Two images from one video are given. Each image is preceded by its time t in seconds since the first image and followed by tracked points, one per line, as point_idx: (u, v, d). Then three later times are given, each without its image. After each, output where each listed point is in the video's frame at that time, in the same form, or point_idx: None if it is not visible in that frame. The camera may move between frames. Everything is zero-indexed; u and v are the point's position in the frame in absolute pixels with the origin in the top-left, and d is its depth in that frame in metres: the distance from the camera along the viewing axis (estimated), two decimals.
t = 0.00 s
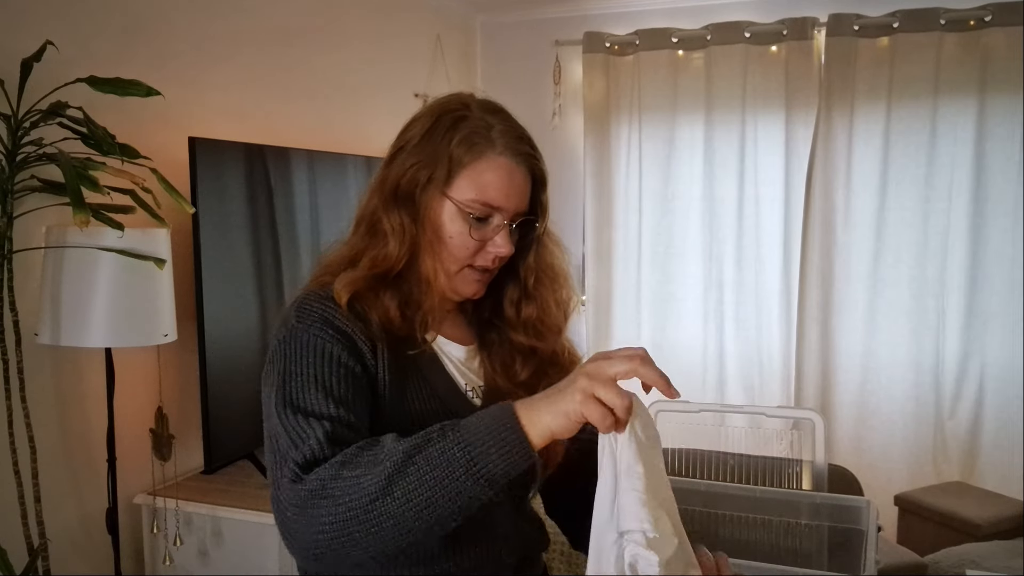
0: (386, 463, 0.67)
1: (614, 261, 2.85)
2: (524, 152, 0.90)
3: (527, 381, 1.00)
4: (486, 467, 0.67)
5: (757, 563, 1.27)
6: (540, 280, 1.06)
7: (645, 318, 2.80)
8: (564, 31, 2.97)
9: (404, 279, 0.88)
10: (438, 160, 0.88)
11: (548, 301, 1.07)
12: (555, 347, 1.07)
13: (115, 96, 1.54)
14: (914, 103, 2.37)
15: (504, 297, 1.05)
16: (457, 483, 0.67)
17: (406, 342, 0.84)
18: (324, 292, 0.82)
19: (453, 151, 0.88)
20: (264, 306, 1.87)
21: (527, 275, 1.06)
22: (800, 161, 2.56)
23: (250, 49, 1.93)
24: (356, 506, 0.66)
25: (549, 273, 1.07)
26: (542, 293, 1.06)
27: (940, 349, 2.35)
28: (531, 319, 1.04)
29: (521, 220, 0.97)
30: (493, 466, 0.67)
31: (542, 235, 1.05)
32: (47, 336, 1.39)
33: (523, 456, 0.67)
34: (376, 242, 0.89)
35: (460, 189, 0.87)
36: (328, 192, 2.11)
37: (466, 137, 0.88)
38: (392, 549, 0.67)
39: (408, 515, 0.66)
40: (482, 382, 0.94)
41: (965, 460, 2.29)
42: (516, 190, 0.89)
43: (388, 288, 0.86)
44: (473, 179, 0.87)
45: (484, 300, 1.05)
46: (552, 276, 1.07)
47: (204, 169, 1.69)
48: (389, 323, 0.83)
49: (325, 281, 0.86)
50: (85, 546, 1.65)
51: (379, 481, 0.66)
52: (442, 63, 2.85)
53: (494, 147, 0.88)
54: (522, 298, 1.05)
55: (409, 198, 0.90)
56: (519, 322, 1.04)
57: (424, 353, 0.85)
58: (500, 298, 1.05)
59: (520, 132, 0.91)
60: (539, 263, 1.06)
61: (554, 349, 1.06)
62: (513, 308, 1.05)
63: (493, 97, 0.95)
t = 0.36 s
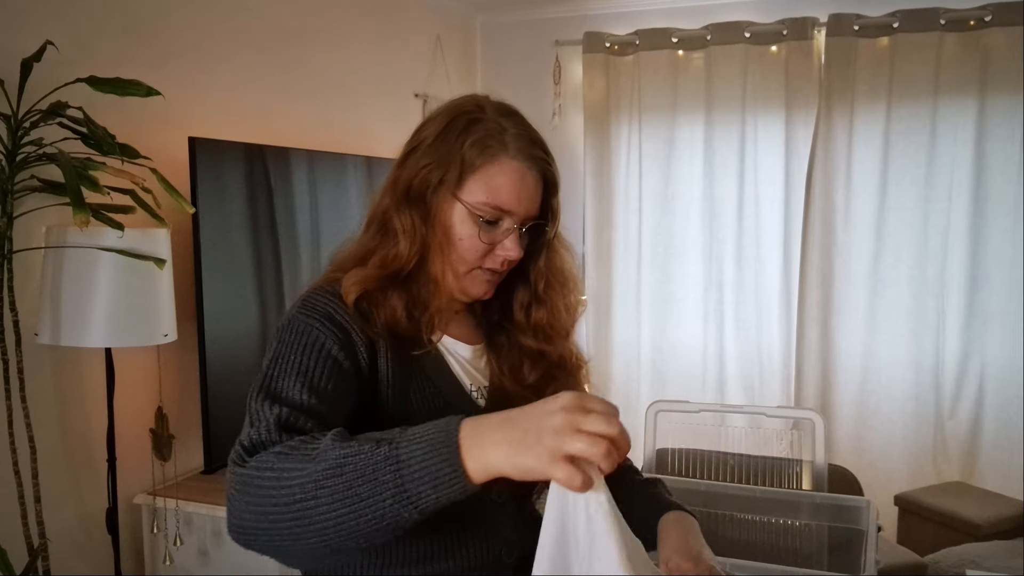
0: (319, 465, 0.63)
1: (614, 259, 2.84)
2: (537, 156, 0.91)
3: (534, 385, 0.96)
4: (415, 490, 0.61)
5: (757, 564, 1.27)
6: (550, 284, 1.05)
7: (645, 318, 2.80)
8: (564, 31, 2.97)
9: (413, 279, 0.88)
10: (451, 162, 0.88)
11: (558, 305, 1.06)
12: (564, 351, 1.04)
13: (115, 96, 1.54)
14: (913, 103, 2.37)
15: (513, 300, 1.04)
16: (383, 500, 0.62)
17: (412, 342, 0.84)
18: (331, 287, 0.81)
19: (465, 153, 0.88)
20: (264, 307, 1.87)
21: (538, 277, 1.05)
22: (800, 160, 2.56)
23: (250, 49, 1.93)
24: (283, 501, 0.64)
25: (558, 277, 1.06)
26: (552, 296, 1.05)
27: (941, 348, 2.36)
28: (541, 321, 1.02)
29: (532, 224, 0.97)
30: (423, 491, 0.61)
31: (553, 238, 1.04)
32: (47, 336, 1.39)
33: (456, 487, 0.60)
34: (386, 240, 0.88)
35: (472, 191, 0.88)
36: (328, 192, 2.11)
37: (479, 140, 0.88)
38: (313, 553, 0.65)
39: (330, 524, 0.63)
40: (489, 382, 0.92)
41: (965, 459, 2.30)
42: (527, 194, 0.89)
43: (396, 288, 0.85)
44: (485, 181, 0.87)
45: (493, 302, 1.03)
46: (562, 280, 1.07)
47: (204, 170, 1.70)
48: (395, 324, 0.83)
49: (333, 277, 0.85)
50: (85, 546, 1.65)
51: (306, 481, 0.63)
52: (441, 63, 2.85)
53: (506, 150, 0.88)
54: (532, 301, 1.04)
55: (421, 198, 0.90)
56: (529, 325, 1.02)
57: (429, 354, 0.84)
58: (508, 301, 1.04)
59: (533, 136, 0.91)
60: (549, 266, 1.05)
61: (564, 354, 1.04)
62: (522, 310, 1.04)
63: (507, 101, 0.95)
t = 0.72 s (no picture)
0: (266, 448, 0.64)
1: (614, 258, 2.84)
2: (534, 155, 0.90)
3: (534, 385, 0.95)
4: (349, 493, 0.61)
5: (756, 563, 1.26)
6: (549, 284, 1.05)
7: (645, 318, 2.80)
8: (564, 30, 2.97)
9: (411, 279, 0.88)
10: (446, 161, 0.89)
11: (558, 305, 1.05)
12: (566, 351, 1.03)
13: (115, 96, 1.54)
14: (913, 103, 2.37)
15: (514, 300, 1.04)
16: (316, 497, 0.62)
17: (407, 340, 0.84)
18: (329, 285, 0.83)
19: (460, 153, 0.88)
20: (264, 307, 1.87)
21: (537, 277, 1.04)
22: (800, 160, 2.55)
23: (250, 49, 1.93)
24: (225, 476, 0.65)
25: (559, 277, 1.06)
26: (551, 296, 1.05)
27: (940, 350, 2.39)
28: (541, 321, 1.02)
29: (530, 223, 0.96)
30: (359, 496, 0.61)
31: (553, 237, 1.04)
32: (47, 336, 1.39)
33: (388, 499, 0.60)
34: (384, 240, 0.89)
35: (466, 191, 0.88)
36: (327, 192, 2.11)
37: (475, 140, 0.88)
38: (244, 534, 0.66)
39: (264, 509, 0.63)
40: (488, 382, 0.92)
41: (965, 459, 2.32)
42: (523, 193, 0.89)
43: (393, 286, 0.86)
44: (480, 181, 0.87)
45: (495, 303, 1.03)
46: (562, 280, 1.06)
47: (204, 170, 1.70)
48: (391, 322, 0.83)
49: (333, 276, 0.87)
50: (85, 546, 1.65)
51: (250, 463, 0.64)
52: (441, 63, 2.85)
53: (501, 149, 0.88)
54: (532, 301, 1.03)
55: (419, 198, 0.91)
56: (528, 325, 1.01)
57: (425, 352, 0.84)
58: (509, 301, 1.04)
59: (530, 135, 0.91)
60: (548, 266, 1.05)
61: (567, 355, 1.02)
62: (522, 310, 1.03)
63: (506, 100, 0.95)
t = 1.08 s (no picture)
0: (256, 432, 0.66)
1: (614, 258, 2.85)
2: (529, 155, 0.89)
3: (534, 389, 0.95)
4: (334, 476, 0.62)
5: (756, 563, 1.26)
6: (551, 286, 1.04)
7: (645, 318, 2.80)
8: (564, 30, 2.97)
9: (409, 277, 0.89)
10: (440, 161, 0.89)
11: (558, 308, 1.04)
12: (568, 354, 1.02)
13: (115, 96, 1.54)
14: (913, 103, 2.37)
15: (515, 301, 1.04)
16: (302, 479, 0.63)
17: (403, 338, 0.85)
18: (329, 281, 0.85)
19: (454, 152, 0.89)
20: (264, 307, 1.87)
21: (537, 278, 1.03)
22: (800, 160, 2.56)
23: (250, 50, 1.93)
24: (217, 458, 0.67)
25: (563, 279, 1.05)
26: (553, 297, 1.04)
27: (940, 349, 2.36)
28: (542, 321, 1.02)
29: (528, 224, 0.95)
30: (343, 480, 0.62)
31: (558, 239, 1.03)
32: (47, 336, 1.39)
33: (372, 484, 0.61)
34: (383, 239, 0.90)
35: (460, 189, 0.88)
36: (327, 192, 2.11)
37: (467, 138, 0.88)
38: (235, 514, 0.67)
39: (252, 490, 0.65)
40: (488, 383, 0.92)
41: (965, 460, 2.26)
42: (517, 193, 0.88)
43: (392, 284, 0.87)
44: (472, 179, 0.87)
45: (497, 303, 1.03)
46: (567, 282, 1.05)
47: (204, 170, 1.70)
48: (389, 319, 0.84)
49: (336, 273, 0.89)
50: (85, 546, 1.65)
51: (240, 445, 0.66)
52: (441, 63, 2.85)
53: (494, 148, 0.88)
54: (532, 303, 1.03)
55: (417, 197, 0.92)
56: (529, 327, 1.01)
57: (422, 350, 0.85)
58: (512, 301, 1.04)
59: (525, 134, 0.90)
60: (551, 267, 1.04)
61: (570, 358, 1.01)
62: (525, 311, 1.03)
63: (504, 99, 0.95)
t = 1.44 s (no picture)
0: (249, 404, 0.67)
1: (614, 257, 2.85)
2: (519, 149, 0.89)
3: (536, 390, 0.96)
4: (325, 434, 0.63)
5: (755, 563, 1.26)
6: (550, 285, 1.03)
7: (645, 318, 2.80)
8: (563, 31, 2.97)
9: (407, 276, 0.90)
10: (433, 159, 0.91)
11: (557, 306, 1.03)
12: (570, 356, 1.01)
13: (115, 96, 1.54)
14: (913, 103, 2.37)
15: (514, 300, 1.03)
16: (296, 441, 0.64)
17: (402, 336, 0.86)
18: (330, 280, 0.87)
19: (444, 150, 0.90)
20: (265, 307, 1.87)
21: (535, 276, 1.03)
22: (800, 160, 2.56)
23: (250, 50, 1.93)
24: (213, 439, 0.68)
25: (563, 278, 1.04)
26: (553, 297, 1.03)
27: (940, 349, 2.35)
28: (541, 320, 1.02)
29: (523, 219, 0.94)
30: (333, 438, 0.62)
31: (557, 238, 1.02)
32: (47, 336, 1.39)
33: (362, 436, 0.61)
34: (382, 239, 0.92)
35: (452, 186, 0.89)
36: (327, 192, 2.11)
37: (458, 137, 0.89)
38: (235, 491, 0.67)
39: (249, 460, 0.66)
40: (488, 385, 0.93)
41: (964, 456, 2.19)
42: (509, 189, 0.88)
43: (391, 283, 0.89)
44: (464, 176, 0.88)
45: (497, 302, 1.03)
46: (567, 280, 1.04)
47: (204, 171, 1.70)
48: (388, 316, 0.85)
49: (337, 273, 0.90)
50: (85, 546, 1.65)
51: (236, 415, 0.67)
52: (441, 63, 2.85)
53: (484, 144, 0.88)
54: (532, 300, 1.03)
55: (413, 197, 0.93)
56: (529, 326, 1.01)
57: (420, 348, 0.85)
58: (513, 301, 1.03)
59: (516, 130, 0.90)
60: (550, 266, 1.03)
61: (570, 358, 1.01)
62: (525, 310, 1.03)
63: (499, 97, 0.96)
